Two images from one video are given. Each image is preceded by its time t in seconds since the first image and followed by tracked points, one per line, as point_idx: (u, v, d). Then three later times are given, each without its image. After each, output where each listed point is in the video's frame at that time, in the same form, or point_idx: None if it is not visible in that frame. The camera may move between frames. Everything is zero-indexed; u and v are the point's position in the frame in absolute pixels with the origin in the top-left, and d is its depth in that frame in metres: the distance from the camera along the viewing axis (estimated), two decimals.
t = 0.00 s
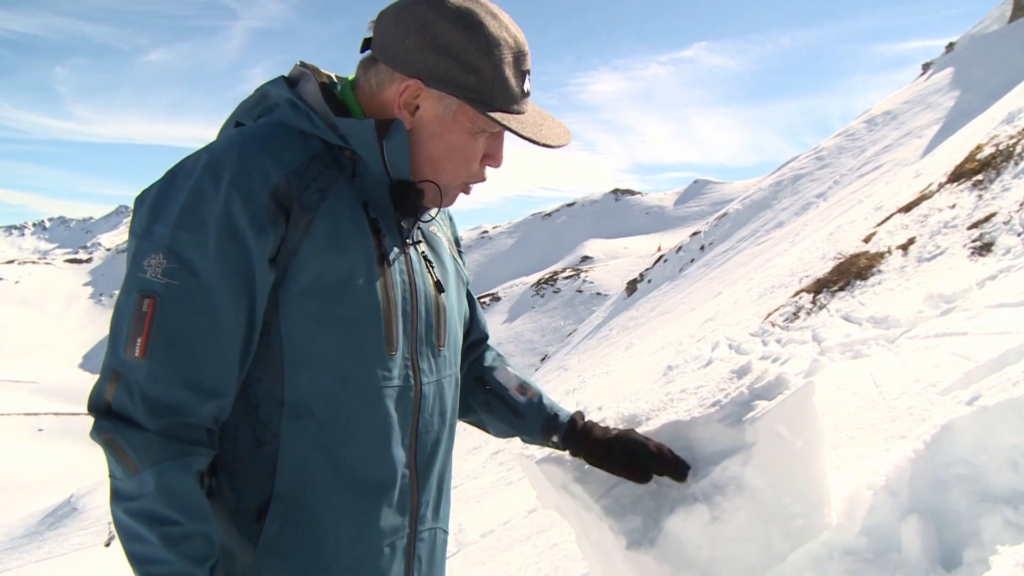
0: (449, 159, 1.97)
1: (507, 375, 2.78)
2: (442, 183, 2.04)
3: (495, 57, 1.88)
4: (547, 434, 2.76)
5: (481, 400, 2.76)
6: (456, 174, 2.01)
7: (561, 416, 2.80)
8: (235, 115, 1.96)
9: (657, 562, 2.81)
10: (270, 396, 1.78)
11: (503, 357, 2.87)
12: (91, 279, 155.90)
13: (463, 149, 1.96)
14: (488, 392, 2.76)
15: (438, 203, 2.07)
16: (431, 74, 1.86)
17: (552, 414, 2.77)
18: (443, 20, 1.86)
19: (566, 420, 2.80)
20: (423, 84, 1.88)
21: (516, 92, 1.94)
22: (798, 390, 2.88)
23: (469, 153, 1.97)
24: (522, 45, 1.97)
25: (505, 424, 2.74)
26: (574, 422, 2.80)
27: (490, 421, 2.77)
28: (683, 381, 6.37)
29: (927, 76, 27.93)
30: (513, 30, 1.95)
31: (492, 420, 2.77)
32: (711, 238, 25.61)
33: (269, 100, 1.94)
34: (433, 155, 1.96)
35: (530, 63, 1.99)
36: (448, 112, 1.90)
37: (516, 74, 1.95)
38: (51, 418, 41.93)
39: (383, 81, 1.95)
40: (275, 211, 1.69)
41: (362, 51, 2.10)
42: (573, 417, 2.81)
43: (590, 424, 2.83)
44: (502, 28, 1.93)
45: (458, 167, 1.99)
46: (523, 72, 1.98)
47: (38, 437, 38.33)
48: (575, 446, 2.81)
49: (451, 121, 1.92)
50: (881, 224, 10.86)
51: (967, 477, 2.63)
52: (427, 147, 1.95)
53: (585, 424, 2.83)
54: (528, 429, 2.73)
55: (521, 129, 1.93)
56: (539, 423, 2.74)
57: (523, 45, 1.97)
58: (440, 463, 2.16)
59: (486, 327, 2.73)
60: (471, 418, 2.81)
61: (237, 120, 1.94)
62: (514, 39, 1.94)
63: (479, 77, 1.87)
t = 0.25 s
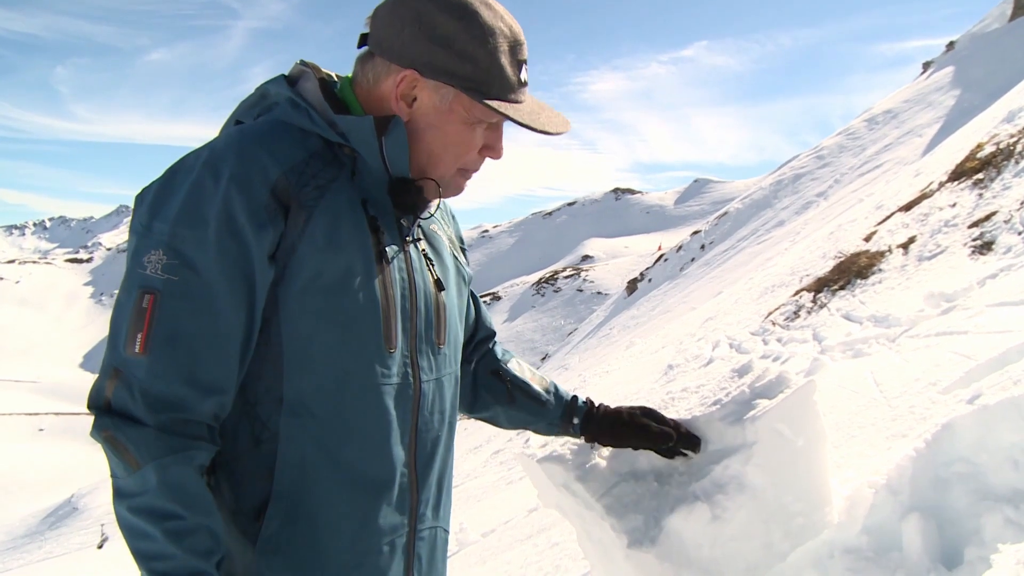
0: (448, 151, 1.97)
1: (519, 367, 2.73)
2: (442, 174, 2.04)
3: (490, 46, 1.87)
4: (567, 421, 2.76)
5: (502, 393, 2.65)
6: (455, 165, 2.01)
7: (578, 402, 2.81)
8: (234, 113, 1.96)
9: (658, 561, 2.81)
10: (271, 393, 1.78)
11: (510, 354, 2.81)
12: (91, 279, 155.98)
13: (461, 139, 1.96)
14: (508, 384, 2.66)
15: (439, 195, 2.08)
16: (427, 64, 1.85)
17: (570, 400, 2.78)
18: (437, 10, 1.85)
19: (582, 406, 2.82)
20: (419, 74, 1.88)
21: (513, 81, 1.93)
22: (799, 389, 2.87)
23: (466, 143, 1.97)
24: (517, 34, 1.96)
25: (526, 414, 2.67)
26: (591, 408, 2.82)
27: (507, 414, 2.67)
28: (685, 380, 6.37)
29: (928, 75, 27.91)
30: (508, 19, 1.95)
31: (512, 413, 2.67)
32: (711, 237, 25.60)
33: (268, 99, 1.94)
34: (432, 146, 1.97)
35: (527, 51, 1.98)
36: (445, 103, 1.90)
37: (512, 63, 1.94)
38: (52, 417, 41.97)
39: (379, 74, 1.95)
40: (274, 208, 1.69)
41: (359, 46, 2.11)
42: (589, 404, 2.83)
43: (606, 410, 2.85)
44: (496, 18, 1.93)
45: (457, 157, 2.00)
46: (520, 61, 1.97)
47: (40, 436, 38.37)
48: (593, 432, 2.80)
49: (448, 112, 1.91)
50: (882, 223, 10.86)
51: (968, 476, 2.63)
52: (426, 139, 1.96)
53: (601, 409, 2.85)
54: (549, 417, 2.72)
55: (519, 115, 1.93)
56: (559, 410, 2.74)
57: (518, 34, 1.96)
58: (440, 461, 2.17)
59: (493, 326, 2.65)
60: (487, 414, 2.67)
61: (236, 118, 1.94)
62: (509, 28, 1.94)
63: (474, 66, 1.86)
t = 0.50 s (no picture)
0: (438, 133, 1.99)
1: (502, 369, 2.69)
2: (433, 158, 2.06)
3: (473, 24, 1.88)
4: (546, 425, 2.69)
5: (479, 396, 2.62)
6: (446, 147, 2.03)
7: (559, 405, 2.74)
8: (226, 114, 1.96)
9: (659, 560, 2.82)
10: (268, 392, 1.78)
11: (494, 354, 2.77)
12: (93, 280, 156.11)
13: (450, 121, 1.97)
14: (485, 386, 2.63)
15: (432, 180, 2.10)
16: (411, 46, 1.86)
17: (550, 403, 2.70)
18: None
19: (563, 409, 2.75)
20: (404, 57, 1.88)
21: (498, 58, 1.95)
22: (800, 388, 2.87)
23: (457, 125, 1.99)
24: (499, 13, 1.98)
25: (503, 418, 2.63)
26: (572, 411, 2.75)
27: (486, 417, 2.65)
28: (686, 379, 6.37)
29: (928, 73, 27.89)
30: None
31: (489, 416, 2.64)
32: (712, 237, 25.60)
33: (259, 99, 1.94)
34: (422, 130, 1.98)
35: (510, 29, 2.00)
36: (432, 84, 1.91)
37: (497, 41, 1.96)
38: (54, 418, 42.01)
39: (365, 60, 1.96)
40: (266, 205, 1.70)
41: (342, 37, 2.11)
42: (570, 407, 2.76)
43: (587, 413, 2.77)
44: None
45: (448, 140, 2.01)
46: (504, 39, 1.99)
47: (41, 437, 38.40)
48: (573, 436, 2.74)
49: (435, 93, 1.92)
50: (883, 222, 10.86)
51: (969, 474, 2.63)
52: (415, 122, 1.97)
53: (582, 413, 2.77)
54: (527, 421, 2.65)
55: (506, 91, 1.93)
56: (537, 413, 2.67)
57: (500, 12, 1.98)
58: (441, 456, 2.17)
59: (478, 325, 2.60)
60: (466, 416, 2.65)
61: (228, 119, 1.95)
62: (491, 8, 1.95)
63: (458, 45, 1.87)
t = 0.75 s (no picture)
0: (426, 118, 2.00)
1: (492, 375, 2.70)
2: (421, 145, 2.06)
3: (458, 7, 1.91)
4: (537, 433, 2.77)
5: (469, 402, 2.66)
6: (434, 133, 2.04)
7: (549, 414, 2.80)
8: (214, 114, 1.96)
9: (659, 558, 2.82)
10: (264, 387, 1.78)
11: (484, 359, 2.78)
12: (92, 280, 156.11)
13: (438, 105, 1.98)
14: (474, 392, 2.66)
15: (419, 168, 2.10)
16: (397, 28, 1.87)
17: (540, 412, 2.76)
18: None
19: (553, 418, 2.82)
20: (391, 38, 1.89)
21: (483, 41, 1.97)
22: (799, 386, 2.88)
23: (444, 108, 2.00)
24: None
25: (493, 425, 2.68)
26: (562, 420, 2.82)
27: (477, 422, 2.69)
28: (685, 378, 6.38)
29: (928, 73, 27.93)
30: None
31: (479, 421, 2.68)
32: (712, 236, 25.62)
33: (247, 97, 1.94)
34: (410, 114, 1.99)
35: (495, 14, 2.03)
36: (418, 67, 1.92)
37: (482, 24, 1.98)
38: (54, 418, 42.03)
39: (351, 46, 1.97)
40: (256, 199, 1.71)
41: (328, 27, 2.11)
42: (561, 416, 2.83)
43: (578, 424, 2.85)
44: None
45: (435, 125, 2.02)
46: (488, 23, 2.01)
47: (41, 437, 38.38)
48: (563, 444, 2.82)
49: (422, 76, 1.94)
50: (882, 221, 10.87)
51: (968, 473, 2.64)
52: (403, 107, 1.98)
53: (573, 423, 2.84)
54: (517, 429, 2.70)
55: (492, 71, 1.96)
56: (527, 421, 2.72)
57: None
58: (442, 447, 2.18)
59: (470, 326, 2.63)
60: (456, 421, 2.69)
61: (217, 118, 1.95)
62: None
63: (444, 27, 1.89)
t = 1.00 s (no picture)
0: (422, 111, 1.98)
1: (492, 379, 2.68)
2: (417, 140, 2.05)
3: None
4: (534, 440, 2.74)
5: (468, 405, 2.64)
6: (429, 128, 2.02)
7: (548, 422, 2.79)
8: (210, 111, 1.96)
9: (659, 554, 2.83)
10: (261, 381, 1.78)
11: (486, 362, 2.76)
12: (93, 277, 156.10)
13: (433, 99, 1.97)
14: (474, 396, 2.64)
15: (415, 165, 2.08)
16: (392, 20, 1.87)
17: (540, 419, 2.74)
18: None
19: (552, 425, 2.80)
20: (386, 31, 1.89)
21: (477, 34, 1.97)
22: (799, 383, 2.87)
23: (439, 102, 1.98)
24: None
25: (491, 429, 2.66)
26: (562, 428, 2.81)
27: (474, 425, 2.67)
28: (686, 375, 6.37)
29: (928, 70, 27.88)
30: None
31: (476, 425, 2.67)
32: (712, 233, 25.60)
33: (242, 94, 1.94)
34: (405, 108, 1.97)
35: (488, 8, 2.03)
36: (413, 60, 1.92)
37: (475, 19, 1.98)
38: (54, 415, 42.06)
39: (346, 40, 1.96)
40: (253, 192, 1.70)
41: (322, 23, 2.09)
42: (560, 423, 2.82)
43: (577, 432, 2.83)
44: None
45: (431, 119, 2.01)
46: (483, 17, 2.01)
47: (41, 434, 38.39)
48: (560, 451, 2.81)
49: (417, 69, 1.93)
50: (883, 218, 10.85)
51: (969, 470, 2.64)
52: (398, 101, 1.97)
53: (572, 431, 2.83)
54: (514, 434, 2.68)
55: (488, 63, 1.95)
56: (525, 427, 2.70)
57: None
58: (441, 441, 2.17)
59: (469, 325, 2.62)
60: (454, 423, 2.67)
61: (213, 115, 1.94)
62: None
63: (438, 20, 1.89)
